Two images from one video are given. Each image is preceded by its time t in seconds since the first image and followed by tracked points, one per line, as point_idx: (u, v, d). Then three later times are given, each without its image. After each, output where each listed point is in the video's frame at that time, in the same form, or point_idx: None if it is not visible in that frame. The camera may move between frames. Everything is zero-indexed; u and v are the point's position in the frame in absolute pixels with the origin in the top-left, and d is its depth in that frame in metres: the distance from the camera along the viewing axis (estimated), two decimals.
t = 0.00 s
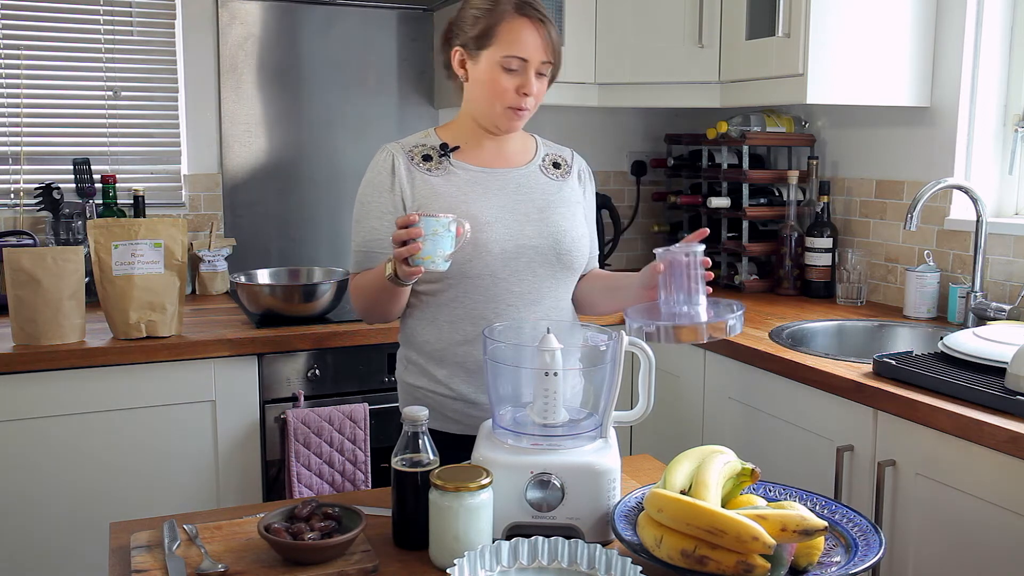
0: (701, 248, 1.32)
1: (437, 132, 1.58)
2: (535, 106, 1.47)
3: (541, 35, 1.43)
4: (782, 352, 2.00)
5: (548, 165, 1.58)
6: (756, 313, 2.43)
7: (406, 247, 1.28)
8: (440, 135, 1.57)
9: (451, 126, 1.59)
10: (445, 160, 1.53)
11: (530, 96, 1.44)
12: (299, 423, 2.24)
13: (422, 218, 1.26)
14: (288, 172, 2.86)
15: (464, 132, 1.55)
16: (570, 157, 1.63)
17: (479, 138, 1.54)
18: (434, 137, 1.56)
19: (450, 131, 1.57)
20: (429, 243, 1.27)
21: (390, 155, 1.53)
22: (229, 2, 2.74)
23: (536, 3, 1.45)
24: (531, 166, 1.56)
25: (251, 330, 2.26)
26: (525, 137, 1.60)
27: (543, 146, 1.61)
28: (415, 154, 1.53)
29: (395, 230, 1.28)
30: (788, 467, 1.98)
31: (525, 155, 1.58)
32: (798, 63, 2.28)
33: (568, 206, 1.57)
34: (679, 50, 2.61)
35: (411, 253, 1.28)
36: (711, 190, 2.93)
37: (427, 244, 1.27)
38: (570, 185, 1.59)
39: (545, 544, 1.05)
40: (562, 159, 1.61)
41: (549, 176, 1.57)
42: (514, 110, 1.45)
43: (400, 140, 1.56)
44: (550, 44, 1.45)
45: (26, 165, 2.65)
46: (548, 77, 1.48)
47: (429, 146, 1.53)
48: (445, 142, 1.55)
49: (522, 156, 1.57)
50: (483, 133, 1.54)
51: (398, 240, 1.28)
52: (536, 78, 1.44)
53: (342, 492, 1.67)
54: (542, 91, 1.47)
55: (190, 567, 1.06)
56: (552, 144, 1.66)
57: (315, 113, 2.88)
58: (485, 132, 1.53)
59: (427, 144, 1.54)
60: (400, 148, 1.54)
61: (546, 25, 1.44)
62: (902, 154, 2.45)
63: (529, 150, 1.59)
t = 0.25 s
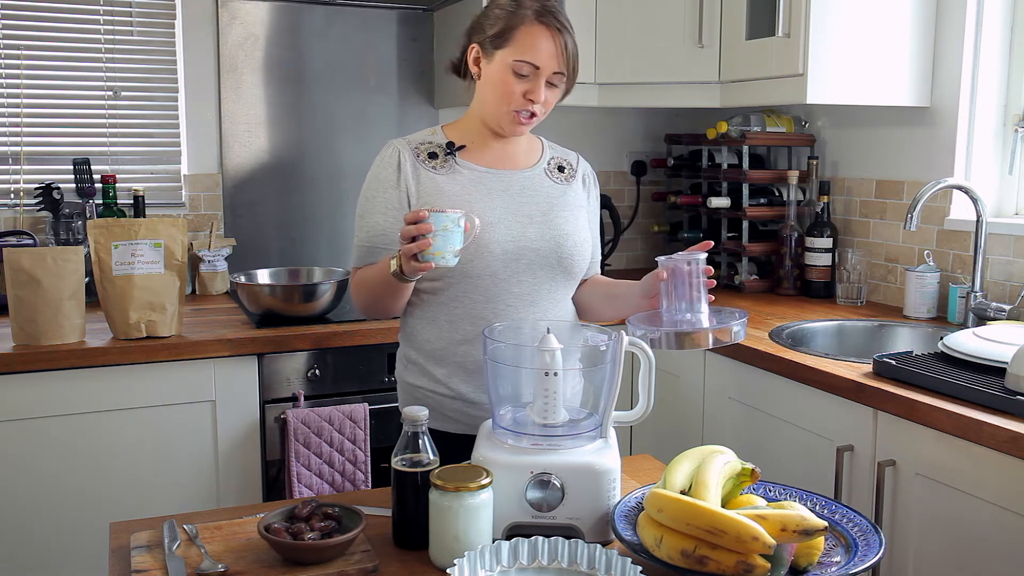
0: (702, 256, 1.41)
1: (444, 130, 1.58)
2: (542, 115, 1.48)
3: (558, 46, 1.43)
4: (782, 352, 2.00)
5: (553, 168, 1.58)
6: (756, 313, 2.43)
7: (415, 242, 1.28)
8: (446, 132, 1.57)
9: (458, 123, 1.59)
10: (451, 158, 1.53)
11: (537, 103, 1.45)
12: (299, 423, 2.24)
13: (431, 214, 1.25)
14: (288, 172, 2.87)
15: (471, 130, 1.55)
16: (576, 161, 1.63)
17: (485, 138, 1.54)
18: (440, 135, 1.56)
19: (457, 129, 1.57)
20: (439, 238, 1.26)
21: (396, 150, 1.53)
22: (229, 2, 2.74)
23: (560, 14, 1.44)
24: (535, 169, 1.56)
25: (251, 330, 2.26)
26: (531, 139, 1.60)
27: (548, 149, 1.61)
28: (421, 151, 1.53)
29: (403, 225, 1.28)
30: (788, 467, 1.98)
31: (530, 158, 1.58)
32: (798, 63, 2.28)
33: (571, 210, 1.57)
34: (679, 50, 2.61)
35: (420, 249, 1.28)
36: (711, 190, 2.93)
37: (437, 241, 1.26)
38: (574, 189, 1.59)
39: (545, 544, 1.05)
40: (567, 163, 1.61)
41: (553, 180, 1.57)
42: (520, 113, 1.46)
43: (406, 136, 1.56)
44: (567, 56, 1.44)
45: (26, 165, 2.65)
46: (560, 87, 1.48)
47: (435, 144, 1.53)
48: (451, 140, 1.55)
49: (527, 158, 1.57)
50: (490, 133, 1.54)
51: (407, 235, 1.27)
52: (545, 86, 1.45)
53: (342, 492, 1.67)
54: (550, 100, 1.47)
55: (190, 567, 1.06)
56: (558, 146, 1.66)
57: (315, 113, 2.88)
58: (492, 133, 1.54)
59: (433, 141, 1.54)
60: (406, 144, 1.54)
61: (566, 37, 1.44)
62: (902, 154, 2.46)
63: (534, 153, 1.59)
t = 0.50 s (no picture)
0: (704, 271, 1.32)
1: (447, 129, 1.58)
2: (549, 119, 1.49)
3: (572, 53, 1.43)
4: (782, 352, 2.00)
5: (555, 169, 1.58)
6: (756, 313, 2.43)
7: (417, 243, 1.28)
8: (450, 131, 1.57)
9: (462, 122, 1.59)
10: (453, 157, 1.53)
11: (545, 108, 1.45)
12: (299, 423, 2.24)
13: (434, 215, 1.26)
14: (288, 172, 2.87)
15: (475, 130, 1.55)
16: (579, 162, 1.63)
17: (488, 138, 1.54)
18: (443, 134, 1.56)
19: (461, 129, 1.57)
20: (442, 240, 1.27)
21: (399, 148, 1.53)
22: (229, 2, 2.74)
23: (577, 20, 1.44)
24: (538, 170, 1.56)
25: (251, 330, 2.26)
26: (535, 140, 1.60)
27: (551, 150, 1.61)
28: (423, 150, 1.53)
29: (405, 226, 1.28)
30: (788, 467, 1.98)
31: (533, 158, 1.58)
32: (798, 63, 2.28)
33: (572, 211, 1.57)
34: (679, 50, 2.61)
35: (422, 250, 1.28)
36: (711, 190, 2.93)
37: (439, 242, 1.27)
38: (576, 191, 1.59)
39: (545, 544, 1.05)
40: (569, 164, 1.61)
41: (555, 181, 1.57)
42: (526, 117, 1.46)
43: (409, 135, 1.56)
44: (580, 63, 1.45)
45: (26, 165, 2.65)
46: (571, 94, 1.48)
47: (438, 143, 1.53)
48: (454, 139, 1.55)
49: (530, 159, 1.57)
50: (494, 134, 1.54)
51: (409, 236, 1.28)
52: (555, 92, 1.45)
53: (342, 492, 1.67)
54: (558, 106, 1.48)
55: (190, 567, 1.06)
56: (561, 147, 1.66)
57: (315, 113, 2.88)
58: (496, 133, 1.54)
59: (436, 140, 1.54)
60: (409, 142, 1.54)
61: (580, 44, 1.44)
62: (902, 154, 2.46)
63: (537, 153, 1.59)
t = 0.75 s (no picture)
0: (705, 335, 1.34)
1: (450, 128, 1.58)
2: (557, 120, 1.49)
3: (581, 54, 1.44)
4: (782, 352, 2.00)
5: (558, 171, 1.58)
6: (756, 313, 2.43)
7: (422, 247, 1.32)
8: (453, 131, 1.57)
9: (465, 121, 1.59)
10: (456, 158, 1.53)
11: (555, 109, 1.45)
12: (299, 423, 2.24)
13: (441, 219, 1.29)
14: (288, 172, 2.87)
15: (478, 130, 1.55)
16: (581, 164, 1.63)
17: (491, 139, 1.54)
18: (446, 134, 1.56)
19: (464, 129, 1.57)
20: (448, 244, 1.30)
21: (401, 148, 1.53)
22: (230, 2, 2.74)
23: (586, 22, 1.45)
24: (540, 171, 1.56)
25: (251, 330, 2.26)
26: (537, 141, 1.60)
27: (554, 151, 1.61)
28: (426, 150, 1.53)
29: (412, 229, 1.32)
30: (788, 467, 1.98)
31: (536, 160, 1.58)
32: (798, 63, 2.28)
33: (574, 214, 1.57)
34: (679, 50, 2.61)
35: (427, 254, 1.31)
36: (711, 190, 2.93)
37: (445, 246, 1.30)
38: (578, 193, 1.59)
39: (545, 544, 1.05)
40: (572, 166, 1.61)
41: (557, 183, 1.57)
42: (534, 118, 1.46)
43: (412, 134, 1.56)
44: (589, 64, 1.45)
45: (26, 165, 2.65)
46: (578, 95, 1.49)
47: (440, 143, 1.53)
48: (457, 139, 1.55)
49: (533, 161, 1.57)
50: (498, 135, 1.54)
51: (415, 239, 1.31)
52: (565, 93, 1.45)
53: (342, 492, 1.67)
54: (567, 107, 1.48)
55: (190, 567, 1.06)
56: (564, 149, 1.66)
57: (315, 114, 2.88)
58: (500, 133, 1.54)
59: (439, 140, 1.54)
60: (411, 142, 1.54)
61: (590, 46, 1.45)
62: (902, 154, 2.45)
63: (540, 155, 1.59)
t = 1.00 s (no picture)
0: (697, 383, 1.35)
1: (456, 128, 1.58)
2: (547, 84, 1.45)
3: (563, 17, 1.46)
4: (782, 352, 2.00)
5: (564, 175, 1.58)
6: (756, 313, 2.43)
7: (421, 251, 1.32)
8: (459, 131, 1.57)
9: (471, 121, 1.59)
10: (461, 158, 1.53)
11: (539, 63, 1.43)
12: (299, 424, 2.24)
13: (442, 224, 1.30)
14: (288, 173, 2.87)
15: (483, 129, 1.55)
16: (590, 167, 1.62)
17: (496, 139, 1.54)
18: (452, 134, 1.56)
19: (470, 129, 1.57)
20: (449, 248, 1.31)
21: (406, 148, 1.53)
22: (230, 2, 2.74)
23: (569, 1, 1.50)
24: (546, 175, 1.56)
25: (251, 330, 2.26)
26: (545, 143, 1.60)
27: (561, 154, 1.61)
28: (431, 151, 1.53)
29: (412, 234, 1.32)
30: (788, 467, 1.98)
31: (541, 163, 1.57)
32: (798, 63, 2.28)
33: (579, 219, 1.56)
34: (679, 50, 2.61)
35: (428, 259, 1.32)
36: (711, 190, 2.93)
37: (446, 251, 1.31)
38: (583, 198, 1.58)
39: (545, 544, 1.05)
40: (579, 170, 1.60)
41: (563, 187, 1.57)
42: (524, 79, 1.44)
43: (418, 134, 1.56)
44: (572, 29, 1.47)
45: (26, 165, 2.65)
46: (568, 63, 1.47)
47: (446, 143, 1.53)
48: (463, 139, 1.55)
49: (538, 163, 1.57)
50: (501, 132, 1.53)
51: (416, 244, 1.32)
52: (549, 51, 1.44)
53: (342, 492, 1.67)
54: (556, 71, 1.45)
55: (190, 567, 1.06)
56: (573, 151, 1.65)
57: (315, 114, 2.88)
58: (502, 128, 1.53)
59: (444, 140, 1.54)
60: (417, 142, 1.54)
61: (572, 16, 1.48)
62: (902, 154, 2.45)
63: (547, 157, 1.59)
